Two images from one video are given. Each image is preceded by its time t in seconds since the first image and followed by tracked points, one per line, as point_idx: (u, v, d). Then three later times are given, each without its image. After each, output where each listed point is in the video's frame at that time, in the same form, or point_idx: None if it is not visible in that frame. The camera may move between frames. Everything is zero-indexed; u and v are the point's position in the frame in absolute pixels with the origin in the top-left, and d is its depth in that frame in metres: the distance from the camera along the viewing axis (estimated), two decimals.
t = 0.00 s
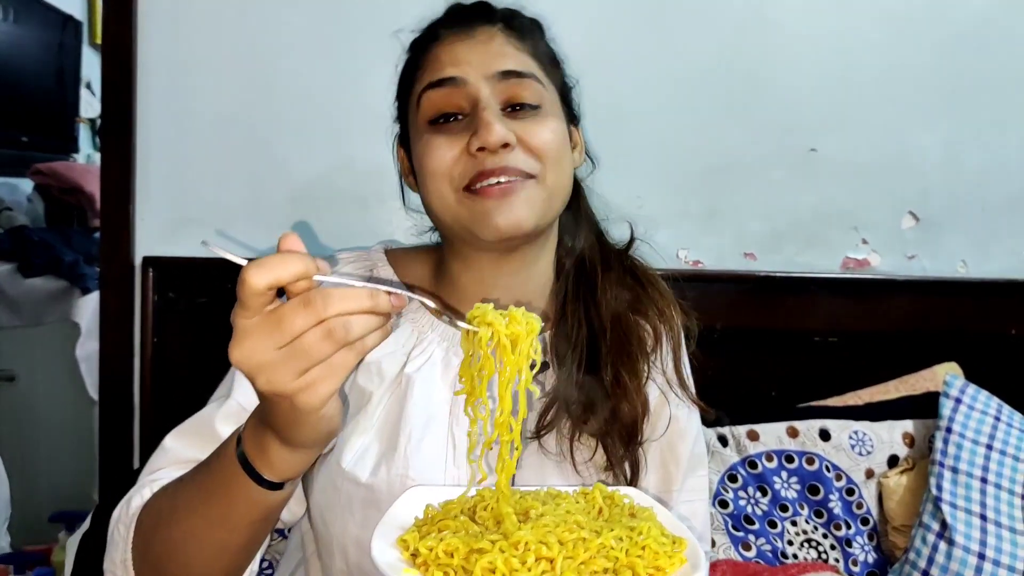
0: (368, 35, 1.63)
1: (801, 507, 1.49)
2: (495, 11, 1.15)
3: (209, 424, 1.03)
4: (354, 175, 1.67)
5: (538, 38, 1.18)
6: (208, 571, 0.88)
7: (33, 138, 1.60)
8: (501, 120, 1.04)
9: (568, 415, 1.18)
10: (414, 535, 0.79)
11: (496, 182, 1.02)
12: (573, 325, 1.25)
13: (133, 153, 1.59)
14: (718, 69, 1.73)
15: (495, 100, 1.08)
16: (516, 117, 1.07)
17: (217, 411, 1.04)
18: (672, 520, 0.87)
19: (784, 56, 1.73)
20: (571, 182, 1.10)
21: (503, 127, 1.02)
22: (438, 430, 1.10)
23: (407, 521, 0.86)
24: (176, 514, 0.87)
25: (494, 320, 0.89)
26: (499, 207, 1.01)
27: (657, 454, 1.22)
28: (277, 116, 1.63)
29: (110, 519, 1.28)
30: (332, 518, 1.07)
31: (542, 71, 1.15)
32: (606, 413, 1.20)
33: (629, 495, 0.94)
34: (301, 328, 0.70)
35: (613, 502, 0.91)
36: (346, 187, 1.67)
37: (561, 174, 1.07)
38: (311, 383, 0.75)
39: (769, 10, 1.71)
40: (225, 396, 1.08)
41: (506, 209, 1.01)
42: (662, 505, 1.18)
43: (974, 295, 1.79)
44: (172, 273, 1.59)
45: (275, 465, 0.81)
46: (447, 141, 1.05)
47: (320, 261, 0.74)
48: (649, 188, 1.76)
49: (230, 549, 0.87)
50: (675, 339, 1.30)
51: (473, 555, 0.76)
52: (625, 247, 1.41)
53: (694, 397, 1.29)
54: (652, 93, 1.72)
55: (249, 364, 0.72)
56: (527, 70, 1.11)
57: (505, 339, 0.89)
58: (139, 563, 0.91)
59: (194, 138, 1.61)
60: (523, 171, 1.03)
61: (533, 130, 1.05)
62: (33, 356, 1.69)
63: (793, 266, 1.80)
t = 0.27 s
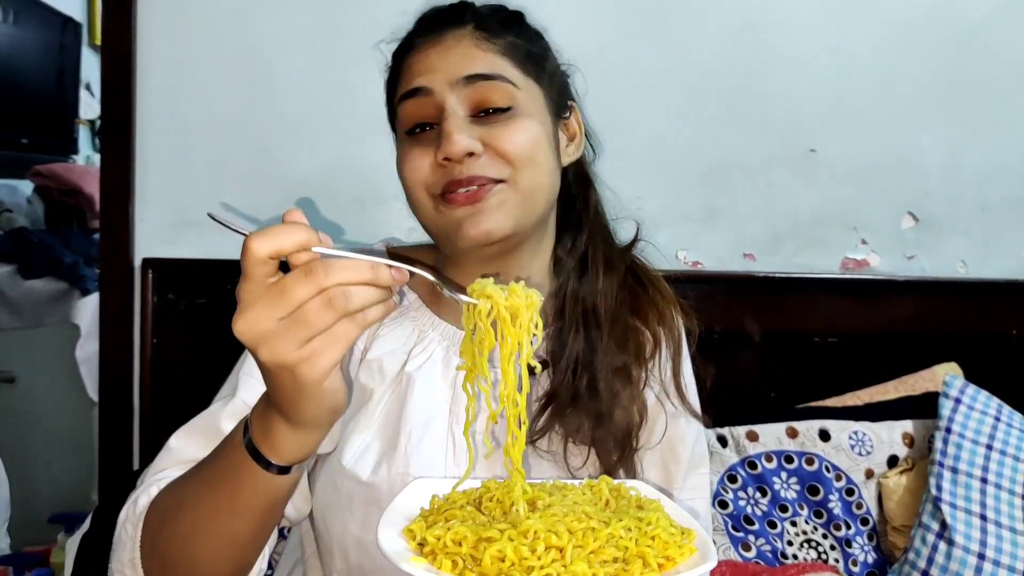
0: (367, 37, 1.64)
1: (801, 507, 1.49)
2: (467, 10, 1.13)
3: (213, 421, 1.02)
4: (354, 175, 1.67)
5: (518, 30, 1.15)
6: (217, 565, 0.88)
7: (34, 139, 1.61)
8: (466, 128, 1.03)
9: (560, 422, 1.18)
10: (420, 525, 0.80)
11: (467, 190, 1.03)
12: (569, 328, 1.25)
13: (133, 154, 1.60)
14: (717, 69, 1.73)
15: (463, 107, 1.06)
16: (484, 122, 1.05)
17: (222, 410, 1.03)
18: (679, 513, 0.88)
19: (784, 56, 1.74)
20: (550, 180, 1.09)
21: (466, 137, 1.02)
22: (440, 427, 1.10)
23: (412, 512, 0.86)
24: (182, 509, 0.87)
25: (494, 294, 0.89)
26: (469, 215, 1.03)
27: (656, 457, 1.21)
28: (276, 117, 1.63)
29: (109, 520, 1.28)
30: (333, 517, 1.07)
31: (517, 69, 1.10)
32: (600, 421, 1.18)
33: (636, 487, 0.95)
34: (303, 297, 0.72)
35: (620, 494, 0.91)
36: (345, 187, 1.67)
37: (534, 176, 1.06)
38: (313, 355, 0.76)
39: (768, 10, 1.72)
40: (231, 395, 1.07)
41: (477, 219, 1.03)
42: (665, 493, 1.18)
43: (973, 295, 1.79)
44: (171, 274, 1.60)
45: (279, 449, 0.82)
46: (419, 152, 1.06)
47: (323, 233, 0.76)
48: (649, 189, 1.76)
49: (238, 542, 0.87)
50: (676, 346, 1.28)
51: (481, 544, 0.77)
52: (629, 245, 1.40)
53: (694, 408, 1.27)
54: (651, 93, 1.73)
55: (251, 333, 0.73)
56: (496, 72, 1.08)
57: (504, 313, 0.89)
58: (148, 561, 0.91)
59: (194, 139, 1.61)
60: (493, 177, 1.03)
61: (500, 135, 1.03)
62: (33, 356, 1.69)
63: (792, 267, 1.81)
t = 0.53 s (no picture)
0: (370, 37, 1.64)
1: (802, 507, 1.49)
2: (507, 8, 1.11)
3: (209, 411, 1.01)
4: (355, 176, 1.67)
5: (554, 37, 1.14)
6: (208, 550, 0.88)
7: (35, 140, 1.60)
8: (495, 134, 1.04)
9: (553, 421, 1.18)
10: (425, 511, 0.80)
11: (484, 196, 1.05)
12: (564, 325, 1.25)
13: (134, 154, 1.60)
14: (719, 69, 1.73)
15: (494, 110, 1.05)
16: (513, 130, 1.05)
17: (218, 400, 1.02)
18: (682, 502, 0.89)
19: (785, 56, 1.74)
20: (565, 196, 1.11)
21: (496, 144, 1.03)
22: (437, 421, 1.10)
23: (417, 500, 0.86)
24: (176, 493, 0.87)
25: (482, 301, 0.91)
26: (484, 222, 1.05)
27: (652, 453, 1.22)
28: (277, 117, 1.63)
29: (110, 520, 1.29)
30: (329, 511, 1.07)
31: (551, 79, 1.11)
32: (591, 421, 1.20)
33: (639, 477, 0.96)
34: (296, 280, 0.73)
35: (624, 484, 0.92)
36: (346, 188, 1.67)
37: (554, 190, 1.08)
38: (301, 338, 0.76)
39: (771, 10, 1.72)
40: (228, 387, 1.06)
41: (491, 227, 1.05)
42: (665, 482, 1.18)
43: (975, 296, 1.79)
44: (172, 274, 1.60)
45: (270, 436, 0.82)
46: (440, 145, 1.05)
47: (324, 222, 0.78)
48: (650, 189, 1.76)
49: (230, 527, 0.87)
50: (672, 346, 1.27)
51: (487, 530, 0.78)
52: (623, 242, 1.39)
53: (691, 407, 1.25)
54: (653, 93, 1.72)
55: (244, 310, 0.75)
56: (533, 81, 1.07)
57: (491, 321, 0.91)
58: (141, 547, 0.91)
59: (196, 139, 1.62)
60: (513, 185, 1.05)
61: (529, 146, 1.05)
62: (33, 356, 1.68)
63: (793, 267, 1.81)
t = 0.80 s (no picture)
0: (368, 36, 1.64)
1: (801, 504, 1.50)
2: (556, 15, 1.06)
3: (213, 417, 1.02)
4: (353, 175, 1.67)
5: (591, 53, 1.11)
6: (213, 560, 0.87)
7: (33, 139, 1.62)
8: (544, 151, 1.00)
9: (556, 408, 1.19)
10: (425, 498, 0.80)
11: (518, 212, 1.02)
12: (562, 318, 1.23)
13: (132, 152, 1.59)
14: (717, 67, 1.73)
15: (539, 124, 1.01)
16: (554, 147, 1.02)
17: (222, 406, 1.03)
18: (679, 488, 0.90)
19: (783, 54, 1.74)
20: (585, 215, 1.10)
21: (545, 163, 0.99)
22: (433, 420, 1.10)
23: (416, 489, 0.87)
24: (181, 509, 0.87)
25: (478, 317, 0.89)
26: (516, 238, 1.02)
27: (650, 440, 1.22)
28: (275, 116, 1.63)
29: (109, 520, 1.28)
30: (327, 511, 1.07)
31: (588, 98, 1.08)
32: (594, 407, 1.19)
33: (636, 466, 0.96)
34: (306, 271, 0.72)
35: (622, 472, 0.92)
36: (344, 187, 1.67)
37: (581, 209, 1.07)
38: (298, 330, 0.74)
39: (769, 8, 1.72)
40: (228, 391, 1.06)
41: (522, 245, 1.02)
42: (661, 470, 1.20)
43: (972, 292, 1.79)
44: (170, 273, 1.60)
45: (268, 442, 0.80)
46: (480, 152, 0.99)
47: (348, 219, 0.75)
48: (649, 186, 1.75)
49: (234, 538, 0.85)
50: (665, 333, 1.28)
51: (488, 514, 0.78)
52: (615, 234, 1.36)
53: (685, 391, 1.28)
54: (652, 91, 1.72)
55: (258, 296, 0.74)
56: (579, 101, 1.05)
57: (483, 340, 0.88)
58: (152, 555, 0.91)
59: (194, 138, 1.61)
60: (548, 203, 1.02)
61: (570, 166, 1.02)
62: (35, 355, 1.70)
63: (792, 265, 1.81)
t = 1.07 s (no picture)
0: (366, 34, 1.64)
1: (800, 502, 1.50)
2: (541, 18, 1.03)
3: (229, 431, 0.98)
4: (352, 173, 1.67)
5: (583, 50, 1.07)
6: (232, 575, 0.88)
7: (33, 138, 1.59)
8: (523, 159, 0.97)
9: (551, 417, 1.19)
10: (423, 500, 0.80)
11: (504, 219, 1.01)
12: (561, 325, 1.21)
13: (130, 151, 1.59)
14: (716, 65, 1.72)
15: (521, 133, 0.98)
16: (538, 155, 1.00)
17: (234, 417, 0.99)
18: (676, 489, 0.89)
19: (782, 52, 1.73)
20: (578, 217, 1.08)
21: (524, 171, 0.97)
22: (435, 420, 1.10)
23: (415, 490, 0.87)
24: (201, 528, 0.87)
25: (472, 346, 0.88)
26: (503, 245, 1.01)
27: (646, 448, 1.22)
28: (274, 114, 1.63)
29: (108, 519, 1.29)
30: (329, 509, 1.08)
31: (579, 101, 1.04)
32: (590, 417, 1.19)
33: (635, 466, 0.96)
34: (298, 310, 0.73)
35: (619, 473, 0.91)
36: (343, 185, 1.68)
37: (569, 214, 1.04)
38: (297, 369, 0.74)
39: (768, 5, 1.71)
40: (238, 402, 1.03)
41: (508, 251, 1.01)
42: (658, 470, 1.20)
43: (972, 290, 1.79)
44: (170, 272, 1.60)
45: (278, 472, 0.80)
46: (462, 162, 0.97)
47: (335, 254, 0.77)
48: (648, 184, 1.75)
49: (251, 555, 0.86)
50: (667, 340, 1.27)
51: (485, 516, 0.78)
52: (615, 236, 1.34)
53: (685, 400, 1.27)
54: (650, 88, 1.72)
55: (255, 336, 0.75)
56: (562, 105, 1.00)
57: (480, 367, 0.87)
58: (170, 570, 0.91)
59: (192, 136, 1.61)
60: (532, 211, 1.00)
61: (554, 172, 0.99)
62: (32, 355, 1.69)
63: (791, 263, 1.80)
